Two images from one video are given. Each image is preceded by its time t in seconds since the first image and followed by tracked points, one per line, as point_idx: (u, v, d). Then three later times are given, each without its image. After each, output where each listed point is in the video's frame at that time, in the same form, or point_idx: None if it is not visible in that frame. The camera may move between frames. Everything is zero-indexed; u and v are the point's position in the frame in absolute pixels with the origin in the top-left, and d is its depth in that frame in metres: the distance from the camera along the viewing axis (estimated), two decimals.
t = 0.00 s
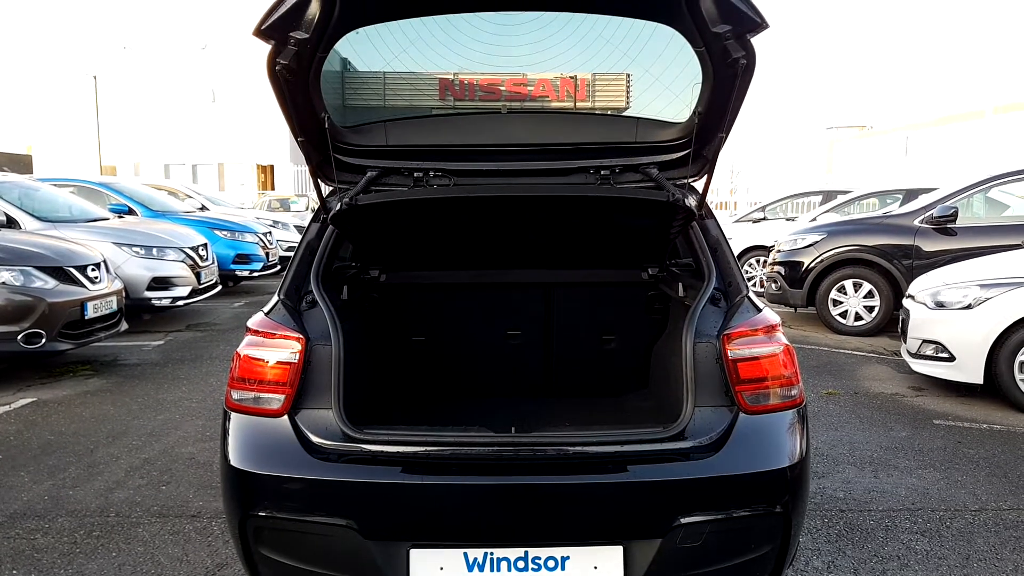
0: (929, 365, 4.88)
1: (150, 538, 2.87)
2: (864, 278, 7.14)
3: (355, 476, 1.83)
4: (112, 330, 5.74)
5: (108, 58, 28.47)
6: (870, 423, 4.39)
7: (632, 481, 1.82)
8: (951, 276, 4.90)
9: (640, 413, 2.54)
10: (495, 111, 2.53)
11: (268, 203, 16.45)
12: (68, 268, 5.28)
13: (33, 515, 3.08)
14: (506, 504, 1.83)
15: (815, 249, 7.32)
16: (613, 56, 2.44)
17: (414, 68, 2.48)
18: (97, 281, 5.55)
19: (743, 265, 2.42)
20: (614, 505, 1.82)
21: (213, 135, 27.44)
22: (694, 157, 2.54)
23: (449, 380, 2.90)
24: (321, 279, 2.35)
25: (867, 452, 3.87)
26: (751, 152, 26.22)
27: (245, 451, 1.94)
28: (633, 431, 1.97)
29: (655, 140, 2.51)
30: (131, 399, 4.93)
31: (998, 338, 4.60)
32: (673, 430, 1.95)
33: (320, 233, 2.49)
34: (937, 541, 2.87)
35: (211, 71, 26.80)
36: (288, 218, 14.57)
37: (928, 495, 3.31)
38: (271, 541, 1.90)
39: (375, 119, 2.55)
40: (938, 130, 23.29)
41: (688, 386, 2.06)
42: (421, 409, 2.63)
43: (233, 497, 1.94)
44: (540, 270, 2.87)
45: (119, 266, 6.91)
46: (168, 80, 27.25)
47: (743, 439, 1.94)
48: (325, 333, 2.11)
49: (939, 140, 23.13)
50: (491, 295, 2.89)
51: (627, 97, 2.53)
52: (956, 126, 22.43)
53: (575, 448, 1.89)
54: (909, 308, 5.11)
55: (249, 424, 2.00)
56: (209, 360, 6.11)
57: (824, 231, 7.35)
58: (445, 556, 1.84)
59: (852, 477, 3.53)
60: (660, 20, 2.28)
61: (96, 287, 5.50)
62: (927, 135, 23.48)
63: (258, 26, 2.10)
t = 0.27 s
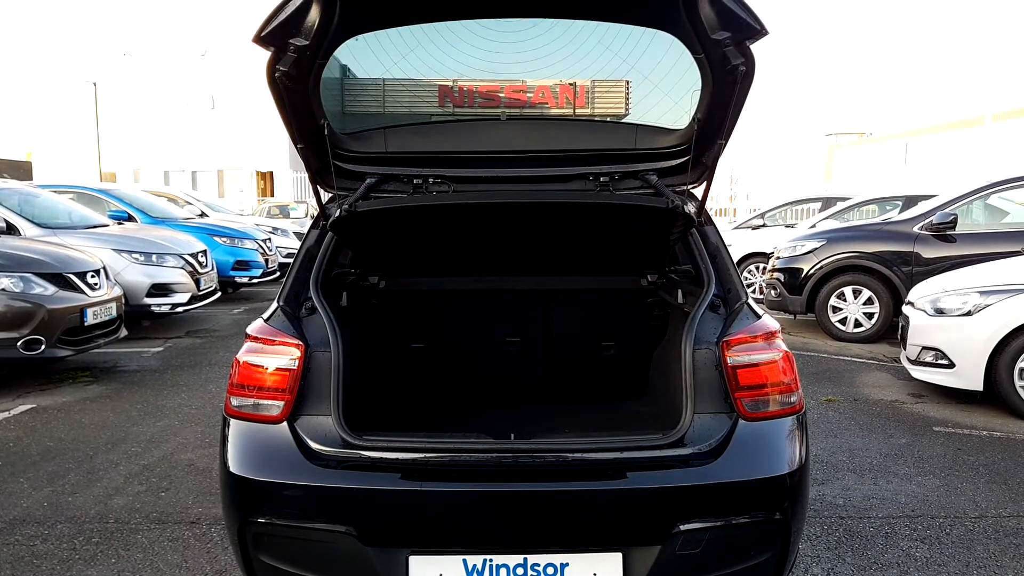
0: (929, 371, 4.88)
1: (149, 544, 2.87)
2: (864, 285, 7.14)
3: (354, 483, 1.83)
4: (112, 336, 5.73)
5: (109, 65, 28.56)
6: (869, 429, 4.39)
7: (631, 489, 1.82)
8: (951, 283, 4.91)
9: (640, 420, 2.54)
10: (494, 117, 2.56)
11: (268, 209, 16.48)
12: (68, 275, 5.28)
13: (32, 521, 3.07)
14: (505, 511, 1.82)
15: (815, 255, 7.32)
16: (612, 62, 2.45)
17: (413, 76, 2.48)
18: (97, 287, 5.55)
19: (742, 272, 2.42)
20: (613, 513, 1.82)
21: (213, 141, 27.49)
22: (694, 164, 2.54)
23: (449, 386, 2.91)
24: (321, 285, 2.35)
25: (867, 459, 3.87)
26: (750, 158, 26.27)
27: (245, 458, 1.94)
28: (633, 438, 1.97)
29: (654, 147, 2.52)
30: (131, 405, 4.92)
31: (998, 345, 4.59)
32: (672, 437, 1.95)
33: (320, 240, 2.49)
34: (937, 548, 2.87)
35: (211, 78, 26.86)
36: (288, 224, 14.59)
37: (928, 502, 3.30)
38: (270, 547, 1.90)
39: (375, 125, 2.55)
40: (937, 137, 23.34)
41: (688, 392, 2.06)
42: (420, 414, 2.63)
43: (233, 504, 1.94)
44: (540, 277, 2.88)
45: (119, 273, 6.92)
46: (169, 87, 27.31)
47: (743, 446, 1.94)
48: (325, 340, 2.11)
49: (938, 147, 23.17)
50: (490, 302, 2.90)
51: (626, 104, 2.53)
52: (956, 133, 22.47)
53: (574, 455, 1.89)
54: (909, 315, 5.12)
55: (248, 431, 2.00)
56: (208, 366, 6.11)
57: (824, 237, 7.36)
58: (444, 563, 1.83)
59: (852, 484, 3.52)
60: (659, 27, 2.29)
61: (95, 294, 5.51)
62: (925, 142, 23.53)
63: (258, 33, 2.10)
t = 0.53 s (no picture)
0: (929, 375, 4.87)
1: (148, 549, 2.87)
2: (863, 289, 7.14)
3: (354, 487, 1.83)
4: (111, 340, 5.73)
5: (109, 70, 28.60)
6: (869, 433, 4.39)
7: (630, 493, 1.82)
8: (951, 287, 4.92)
9: (639, 423, 2.55)
10: (494, 121, 2.55)
11: (268, 214, 16.49)
12: (68, 279, 5.29)
13: (32, 526, 3.07)
14: (504, 515, 1.82)
15: (815, 259, 7.32)
16: (611, 67, 2.45)
17: (413, 80, 2.48)
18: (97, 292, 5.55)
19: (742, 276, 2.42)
20: (613, 517, 1.82)
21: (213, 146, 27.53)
22: (693, 168, 2.54)
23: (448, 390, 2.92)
24: (320, 290, 2.35)
25: (867, 463, 3.87)
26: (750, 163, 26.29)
27: (244, 463, 1.94)
28: (632, 442, 1.98)
29: (654, 151, 2.52)
30: (130, 410, 4.92)
31: (998, 349, 4.59)
32: (672, 441, 1.95)
33: (319, 244, 2.49)
34: (938, 552, 2.86)
35: (211, 83, 26.91)
36: (288, 229, 14.59)
37: (929, 506, 3.30)
38: (269, 552, 1.89)
39: (375, 129, 2.56)
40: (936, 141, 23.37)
41: (687, 396, 2.06)
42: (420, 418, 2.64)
43: (232, 508, 1.94)
44: (540, 281, 2.89)
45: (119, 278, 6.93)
46: (168, 92, 27.35)
47: (743, 450, 1.94)
48: (325, 344, 2.11)
49: (937, 151, 23.20)
50: (490, 306, 2.91)
51: (626, 108, 2.53)
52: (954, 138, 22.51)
53: (574, 459, 1.89)
54: (909, 319, 5.12)
55: (248, 435, 1.99)
56: (208, 371, 6.10)
57: (823, 241, 7.36)
58: (444, 567, 1.83)
59: (852, 488, 3.52)
60: (658, 31, 2.30)
61: (95, 298, 5.51)
62: (924, 146, 23.55)
63: (257, 38, 2.13)
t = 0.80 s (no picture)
0: (929, 378, 4.87)
1: (148, 552, 2.86)
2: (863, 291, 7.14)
3: (354, 490, 1.83)
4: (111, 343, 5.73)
5: (109, 73, 28.63)
6: (870, 436, 4.38)
7: (630, 495, 1.82)
8: (950, 289, 4.92)
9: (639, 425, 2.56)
10: (493, 124, 2.53)
11: (267, 217, 16.49)
12: (68, 282, 5.29)
13: (32, 529, 3.06)
14: (504, 517, 1.82)
15: (815, 262, 7.33)
16: (611, 70, 2.45)
17: (413, 84, 2.49)
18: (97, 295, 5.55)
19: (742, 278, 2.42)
20: (613, 519, 1.81)
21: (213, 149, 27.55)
22: (693, 171, 2.54)
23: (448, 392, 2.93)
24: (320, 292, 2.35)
25: (867, 466, 3.86)
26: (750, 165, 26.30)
27: (244, 465, 1.94)
28: (632, 445, 1.98)
29: (654, 154, 2.52)
30: (130, 413, 4.92)
31: (998, 352, 4.59)
32: (672, 444, 1.95)
33: (320, 246, 2.49)
34: (938, 555, 2.86)
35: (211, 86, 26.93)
36: (288, 232, 14.59)
37: (929, 509, 3.30)
38: (269, 555, 1.89)
39: (376, 132, 2.56)
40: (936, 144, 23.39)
41: (688, 398, 2.06)
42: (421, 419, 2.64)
43: (232, 511, 1.94)
44: (540, 283, 2.89)
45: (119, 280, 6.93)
46: (169, 95, 27.38)
47: (743, 452, 1.94)
48: (325, 347, 2.11)
49: (937, 154, 23.21)
50: (491, 309, 2.92)
51: (626, 111, 2.53)
52: (954, 140, 22.52)
53: (574, 461, 1.89)
54: (909, 321, 5.12)
55: (248, 438, 1.99)
56: (208, 374, 6.10)
57: (823, 244, 7.37)
58: (444, 570, 1.83)
59: (853, 491, 3.52)
60: (658, 34, 2.30)
61: (95, 301, 5.51)
62: (924, 149, 23.57)
63: (257, 42, 2.14)
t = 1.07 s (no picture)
0: (930, 382, 4.87)
1: (148, 555, 2.86)
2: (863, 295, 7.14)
3: (354, 493, 1.83)
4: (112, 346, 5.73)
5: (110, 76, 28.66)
6: (871, 440, 4.38)
7: (630, 499, 1.82)
8: (950, 293, 4.92)
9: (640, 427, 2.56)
10: (494, 128, 2.55)
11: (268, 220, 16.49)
12: (68, 285, 5.29)
13: (31, 532, 3.06)
14: (504, 520, 1.82)
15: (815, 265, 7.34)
16: (611, 74, 2.45)
17: (414, 87, 2.49)
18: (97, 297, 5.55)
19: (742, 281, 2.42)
20: (613, 522, 1.81)
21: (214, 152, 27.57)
22: (693, 174, 2.55)
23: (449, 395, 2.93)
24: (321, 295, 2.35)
25: (868, 469, 3.86)
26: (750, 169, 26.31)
27: (244, 468, 1.94)
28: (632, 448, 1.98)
29: (654, 157, 2.52)
30: (130, 416, 4.91)
31: (999, 355, 4.59)
32: (672, 447, 1.95)
33: (320, 249, 2.48)
34: (939, 559, 2.85)
35: (212, 89, 26.95)
36: (288, 235, 14.59)
37: (930, 513, 3.29)
38: (269, 557, 1.89)
39: (376, 135, 2.56)
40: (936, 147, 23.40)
41: (688, 401, 2.06)
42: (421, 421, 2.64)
43: (232, 513, 1.94)
44: (541, 286, 2.89)
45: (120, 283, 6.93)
46: (169, 98, 27.40)
47: (743, 456, 1.94)
48: (325, 349, 2.10)
49: (937, 157, 23.22)
50: (491, 312, 2.92)
51: (626, 114, 2.53)
52: (954, 144, 22.53)
53: (574, 464, 1.89)
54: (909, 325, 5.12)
55: (248, 441, 1.99)
56: (208, 377, 6.10)
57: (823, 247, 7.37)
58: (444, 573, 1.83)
59: (853, 494, 3.51)
60: (659, 38, 2.31)
61: (96, 304, 5.51)
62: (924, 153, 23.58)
63: (257, 46, 2.14)
